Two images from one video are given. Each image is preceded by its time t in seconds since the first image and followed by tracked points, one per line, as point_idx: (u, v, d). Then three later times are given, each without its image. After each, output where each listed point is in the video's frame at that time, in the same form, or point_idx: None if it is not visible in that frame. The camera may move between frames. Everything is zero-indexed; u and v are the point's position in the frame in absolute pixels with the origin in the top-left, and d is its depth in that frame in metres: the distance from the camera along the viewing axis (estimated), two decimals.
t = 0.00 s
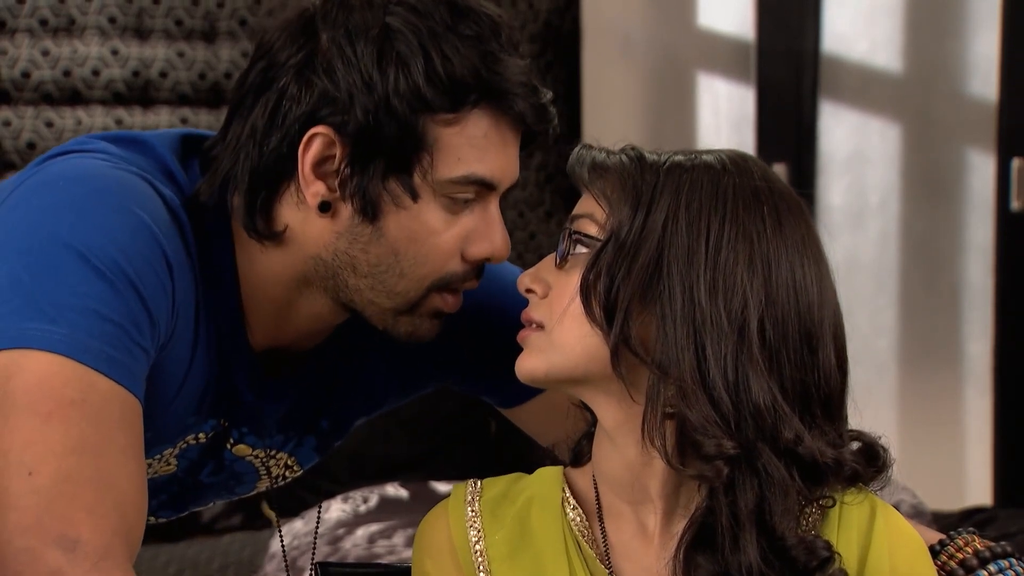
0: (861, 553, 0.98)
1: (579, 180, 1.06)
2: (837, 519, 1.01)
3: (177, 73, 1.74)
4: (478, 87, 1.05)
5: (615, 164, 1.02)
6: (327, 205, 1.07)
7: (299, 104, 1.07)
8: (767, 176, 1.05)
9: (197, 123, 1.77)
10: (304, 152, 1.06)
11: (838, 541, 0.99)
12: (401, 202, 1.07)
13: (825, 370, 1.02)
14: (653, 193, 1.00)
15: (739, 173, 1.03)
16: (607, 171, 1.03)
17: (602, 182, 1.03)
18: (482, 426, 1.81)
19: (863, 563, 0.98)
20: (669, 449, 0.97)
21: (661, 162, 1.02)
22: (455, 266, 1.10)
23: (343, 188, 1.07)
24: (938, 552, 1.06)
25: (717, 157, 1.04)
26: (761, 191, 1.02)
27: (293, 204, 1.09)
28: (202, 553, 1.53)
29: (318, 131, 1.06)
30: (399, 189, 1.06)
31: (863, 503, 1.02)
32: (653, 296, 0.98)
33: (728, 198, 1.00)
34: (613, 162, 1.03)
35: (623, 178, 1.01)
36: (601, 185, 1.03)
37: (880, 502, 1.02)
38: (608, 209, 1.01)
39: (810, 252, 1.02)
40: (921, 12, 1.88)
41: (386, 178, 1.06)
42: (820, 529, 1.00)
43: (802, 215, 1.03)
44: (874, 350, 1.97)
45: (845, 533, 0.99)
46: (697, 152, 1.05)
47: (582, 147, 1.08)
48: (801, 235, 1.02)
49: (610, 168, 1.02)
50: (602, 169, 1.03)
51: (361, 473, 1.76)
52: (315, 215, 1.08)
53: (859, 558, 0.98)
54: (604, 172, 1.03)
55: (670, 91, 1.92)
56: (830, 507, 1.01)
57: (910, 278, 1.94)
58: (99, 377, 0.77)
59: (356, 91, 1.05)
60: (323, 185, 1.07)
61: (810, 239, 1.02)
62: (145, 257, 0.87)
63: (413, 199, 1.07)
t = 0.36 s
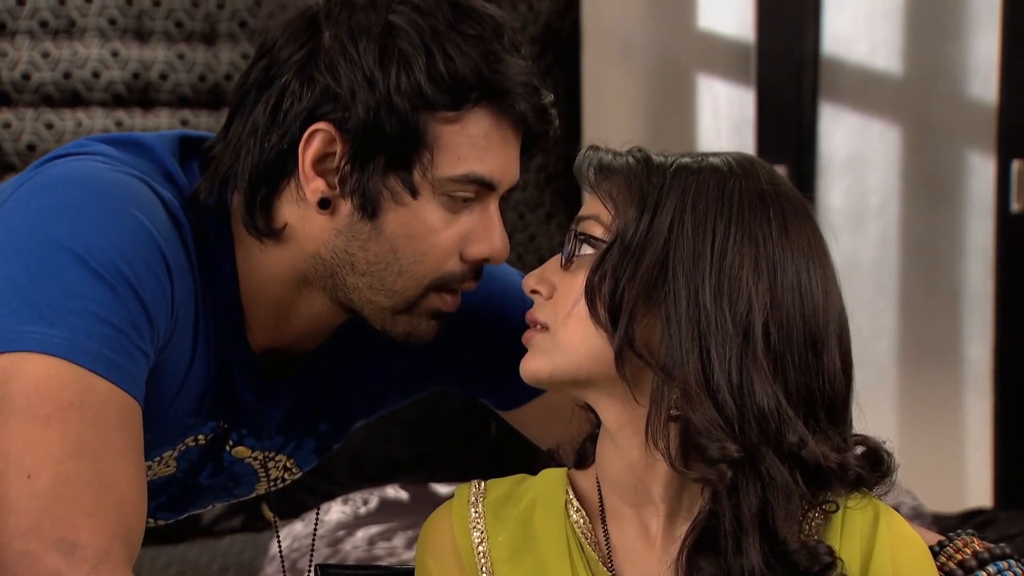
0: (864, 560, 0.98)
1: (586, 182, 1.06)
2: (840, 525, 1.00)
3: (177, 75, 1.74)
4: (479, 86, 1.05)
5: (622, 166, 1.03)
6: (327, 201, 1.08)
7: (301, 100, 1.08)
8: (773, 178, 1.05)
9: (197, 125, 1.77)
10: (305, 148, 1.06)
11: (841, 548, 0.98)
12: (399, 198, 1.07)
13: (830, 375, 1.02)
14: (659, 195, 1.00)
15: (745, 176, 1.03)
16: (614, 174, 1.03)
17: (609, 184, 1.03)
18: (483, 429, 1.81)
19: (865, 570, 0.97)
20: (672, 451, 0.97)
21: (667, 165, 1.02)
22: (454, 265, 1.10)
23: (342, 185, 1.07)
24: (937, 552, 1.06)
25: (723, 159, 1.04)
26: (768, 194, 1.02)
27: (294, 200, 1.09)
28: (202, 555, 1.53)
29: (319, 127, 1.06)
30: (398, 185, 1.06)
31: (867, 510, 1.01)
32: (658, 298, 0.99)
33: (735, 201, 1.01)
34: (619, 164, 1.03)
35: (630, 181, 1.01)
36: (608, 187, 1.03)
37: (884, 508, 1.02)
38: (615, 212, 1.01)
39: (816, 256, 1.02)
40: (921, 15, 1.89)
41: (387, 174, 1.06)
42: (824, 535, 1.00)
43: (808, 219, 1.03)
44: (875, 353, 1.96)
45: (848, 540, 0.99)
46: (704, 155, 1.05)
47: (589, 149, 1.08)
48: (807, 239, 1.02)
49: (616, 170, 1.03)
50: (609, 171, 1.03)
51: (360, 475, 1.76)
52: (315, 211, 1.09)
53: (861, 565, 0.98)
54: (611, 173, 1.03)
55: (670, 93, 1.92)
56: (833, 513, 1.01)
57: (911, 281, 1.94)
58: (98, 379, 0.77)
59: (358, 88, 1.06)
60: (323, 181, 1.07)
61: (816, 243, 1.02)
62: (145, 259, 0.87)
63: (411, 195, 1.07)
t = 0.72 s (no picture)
0: (863, 564, 0.98)
1: (586, 184, 1.06)
2: (840, 528, 1.00)
3: (177, 78, 1.74)
4: (479, 88, 1.06)
5: (623, 169, 1.03)
6: (325, 201, 1.08)
7: (301, 98, 1.08)
8: (774, 181, 1.05)
9: (197, 127, 1.77)
10: (305, 147, 1.07)
11: (841, 552, 0.98)
12: (398, 197, 1.07)
13: (830, 378, 1.02)
14: (659, 198, 1.00)
15: (745, 179, 1.03)
16: (614, 177, 1.03)
17: (609, 187, 1.03)
18: (483, 431, 1.81)
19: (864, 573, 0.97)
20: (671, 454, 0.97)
21: (667, 167, 1.03)
22: (453, 266, 1.10)
23: (342, 184, 1.07)
24: (936, 554, 1.06)
25: (724, 162, 1.04)
26: (769, 197, 1.02)
27: (294, 200, 1.10)
28: (201, 558, 1.53)
29: (319, 126, 1.06)
30: (397, 184, 1.06)
31: (867, 514, 1.01)
32: (658, 301, 0.99)
33: (734, 204, 1.00)
34: (620, 166, 1.03)
35: (630, 184, 1.01)
36: (608, 190, 1.03)
37: (885, 512, 1.01)
38: (614, 214, 1.01)
39: (816, 258, 1.02)
40: (921, 17, 1.88)
41: (386, 173, 1.06)
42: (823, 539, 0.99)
43: (809, 222, 1.03)
44: (874, 354, 1.97)
45: (847, 543, 0.99)
46: (705, 158, 1.05)
47: (590, 151, 1.09)
48: (807, 242, 1.02)
49: (617, 172, 1.03)
50: (610, 173, 1.03)
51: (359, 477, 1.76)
52: (314, 211, 1.09)
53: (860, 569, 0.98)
54: (611, 176, 1.03)
55: (669, 96, 1.92)
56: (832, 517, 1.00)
57: (910, 283, 1.94)
58: (95, 384, 0.78)
59: (358, 87, 1.06)
60: (323, 180, 1.07)
61: (816, 246, 1.02)
62: (142, 263, 0.87)
63: (411, 194, 1.07)
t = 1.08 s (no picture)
0: (864, 564, 0.98)
1: (587, 186, 1.06)
2: (841, 529, 1.00)
3: (177, 79, 1.74)
4: (479, 90, 1.06)
5: (624, 170, 1.03)
6: (327, 203, 1.08)
7: (303, 102, 1.08)
8: (775, 182, 1.05)
9: (197, 128, 1.76)
10: (307, 149, 1.07)
11: (841, 552, 0.98)
12: (400, 200, 1.07)
13: (831, 379, 1.01)
14: (660, 199, 1.00)
15: (746, 180, 1.03)
16: (616, 178, 1.03)
17: (610, 189, 1.03)
18: (482, 432, 1.81)
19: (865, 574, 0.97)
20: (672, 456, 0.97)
21: (668, 168, 1.03)
22: (454, 268, 1.10)
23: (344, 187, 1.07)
24: (935, 555, 1.05)
25: (725, 163, 1.04)
26: (770, 198, 1.02)
27: (295, 204, 1.10)
28: (201, 559, 1.53)
29: (321, 129, 1.07)
30: (399, 187, 1.06)
31: (868, 515, 1.01)
32: (659, 302, 0.99)
33: (735, 205, 1.01)
34: (620, 168, 1.03)
35: (631, 185, 1.02)
36: (609, 192, 1.03)
37: (886, 513, 1.02)
38: (615, 216, 1.02)
39: (816, 259, 1.02)
40: (921, 18, 1.88)
41: (388, 176, 1.06)
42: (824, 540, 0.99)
43: (810, 223, 1.03)
44: (875, 356, 1.97)
45: (848, 544, 0.99)
46: (706, 159, 1.05)
47: (591, 153, 1.09)
48: (808, 243, 1.02)
49: (618, 174, 1.03)
50: (611, 175, 1.03)
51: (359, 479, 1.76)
52: (316, 214, 1.09)
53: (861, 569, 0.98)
54: (611, 177, 1.03)
55: (669, 97, 1.93)
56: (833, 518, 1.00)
57: (910, 284, 1.94)
58: (92, 386, 0.78)
59: (360, 90, 1.06)
60: (324, 183, 1.07)
61: (817, 246, 1.02)
62: (139, 265, 0.87)
63: (414, 198, 1.07)
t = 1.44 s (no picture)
0: (862, 562, 0.97)
1: (586, 186, 1.06)
2: (840, 527, 0.99)
3: (177, 80, 1.74)
4: (480, 91, 1.06)
5: (622, 171, 1.03)
6: (331, 207, 1.07)
7: (306, 105, 1.08)
8: (773, 181, 1.05)
9: (197, 130, 1.76)
10: (312, 152, 1.07)
11: (839, 550, 0.98)
12: (405, 203, 1.07)
13: (830, 379, 1.01)
14: (657, 199, 1.00)
15: (744, 179, 1.03)
16: (613, 178, 1.03)
17: (608, 189, 1.03)
18: (483, 433, 1.81)
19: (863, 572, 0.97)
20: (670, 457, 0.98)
21: (666, 169, 1.03)
22: (457, 270, 1.10)
23: (348, 189, 1.07)
24: (936, 556, 1.06)
25: (723, 163, 1.04)
26: (768, 198, 1.02)
27: (298, 208, 1.09)
28: (201, 560, 1.53)
29: (325, 131, 1.07)
30: (404, 190, 1.07)
31: (866, 513, 1.00)
32: (656, 303, 0.99)
33: (734, 204, 1.01)
34: (618, 168, 1.03)
35: (629, 186, 1.02)
36: (607, 192, 1.03)
37: (885, 510, 1.01)
38: (614, 216, 1.01)
39: (815, 259, 1.02)
40: (922, 19, 1.88)
41: (393, 179, 1.06)
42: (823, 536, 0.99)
43: (808, 223, 1.03)
44: (874, 357, 1.96)
45: (846, 543, 0.98)
46: (704, 158, 1.05)
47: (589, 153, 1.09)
48: (807, 242, 1.02)
49: (616, 174, 1.03)
50: (609, 175, 1.03)
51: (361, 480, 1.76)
52: (319, 217, 1.08)
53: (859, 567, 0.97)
54: (609, 178, 1.03)
55: (669, 99, 1.92)
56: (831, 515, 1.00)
57: (910, 285, 1.94)
58: (93, 387, 0.78)
59: (364, 94, 1.06)
60: (329, 186, 1.07)
61: (815, 245, 1.02)
62: (140, 265, 0.87)
63: (419, 200, 1.07)
